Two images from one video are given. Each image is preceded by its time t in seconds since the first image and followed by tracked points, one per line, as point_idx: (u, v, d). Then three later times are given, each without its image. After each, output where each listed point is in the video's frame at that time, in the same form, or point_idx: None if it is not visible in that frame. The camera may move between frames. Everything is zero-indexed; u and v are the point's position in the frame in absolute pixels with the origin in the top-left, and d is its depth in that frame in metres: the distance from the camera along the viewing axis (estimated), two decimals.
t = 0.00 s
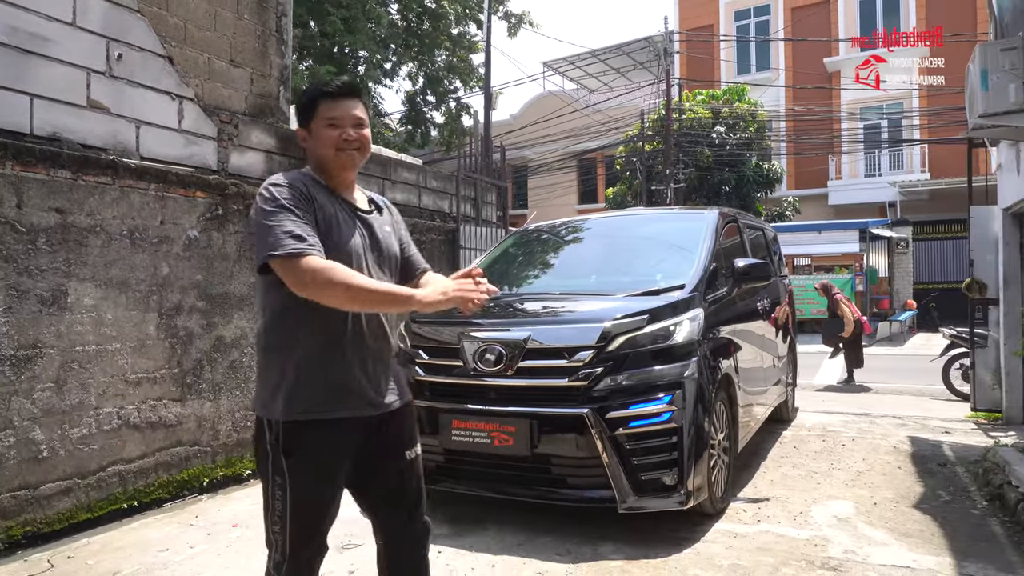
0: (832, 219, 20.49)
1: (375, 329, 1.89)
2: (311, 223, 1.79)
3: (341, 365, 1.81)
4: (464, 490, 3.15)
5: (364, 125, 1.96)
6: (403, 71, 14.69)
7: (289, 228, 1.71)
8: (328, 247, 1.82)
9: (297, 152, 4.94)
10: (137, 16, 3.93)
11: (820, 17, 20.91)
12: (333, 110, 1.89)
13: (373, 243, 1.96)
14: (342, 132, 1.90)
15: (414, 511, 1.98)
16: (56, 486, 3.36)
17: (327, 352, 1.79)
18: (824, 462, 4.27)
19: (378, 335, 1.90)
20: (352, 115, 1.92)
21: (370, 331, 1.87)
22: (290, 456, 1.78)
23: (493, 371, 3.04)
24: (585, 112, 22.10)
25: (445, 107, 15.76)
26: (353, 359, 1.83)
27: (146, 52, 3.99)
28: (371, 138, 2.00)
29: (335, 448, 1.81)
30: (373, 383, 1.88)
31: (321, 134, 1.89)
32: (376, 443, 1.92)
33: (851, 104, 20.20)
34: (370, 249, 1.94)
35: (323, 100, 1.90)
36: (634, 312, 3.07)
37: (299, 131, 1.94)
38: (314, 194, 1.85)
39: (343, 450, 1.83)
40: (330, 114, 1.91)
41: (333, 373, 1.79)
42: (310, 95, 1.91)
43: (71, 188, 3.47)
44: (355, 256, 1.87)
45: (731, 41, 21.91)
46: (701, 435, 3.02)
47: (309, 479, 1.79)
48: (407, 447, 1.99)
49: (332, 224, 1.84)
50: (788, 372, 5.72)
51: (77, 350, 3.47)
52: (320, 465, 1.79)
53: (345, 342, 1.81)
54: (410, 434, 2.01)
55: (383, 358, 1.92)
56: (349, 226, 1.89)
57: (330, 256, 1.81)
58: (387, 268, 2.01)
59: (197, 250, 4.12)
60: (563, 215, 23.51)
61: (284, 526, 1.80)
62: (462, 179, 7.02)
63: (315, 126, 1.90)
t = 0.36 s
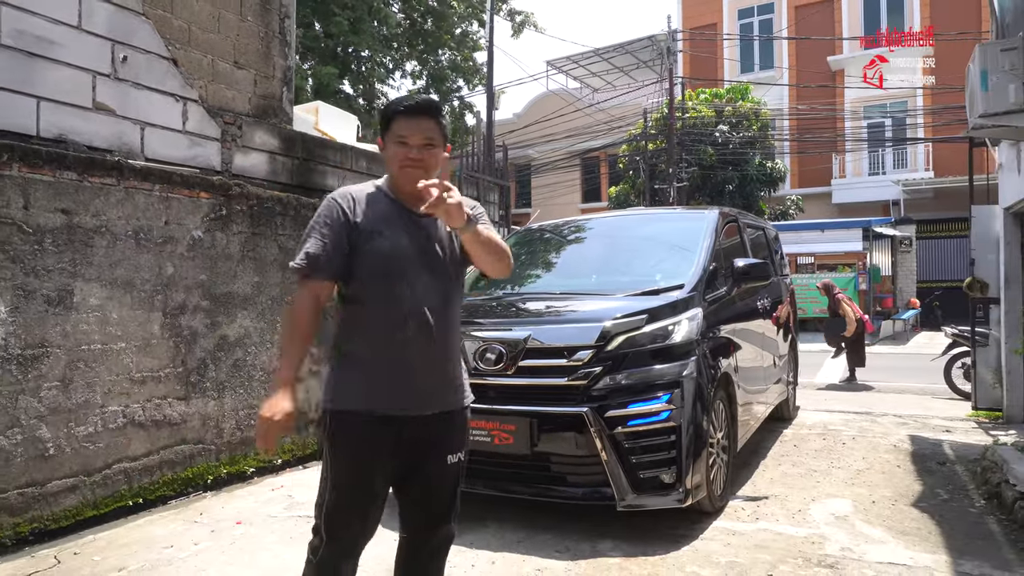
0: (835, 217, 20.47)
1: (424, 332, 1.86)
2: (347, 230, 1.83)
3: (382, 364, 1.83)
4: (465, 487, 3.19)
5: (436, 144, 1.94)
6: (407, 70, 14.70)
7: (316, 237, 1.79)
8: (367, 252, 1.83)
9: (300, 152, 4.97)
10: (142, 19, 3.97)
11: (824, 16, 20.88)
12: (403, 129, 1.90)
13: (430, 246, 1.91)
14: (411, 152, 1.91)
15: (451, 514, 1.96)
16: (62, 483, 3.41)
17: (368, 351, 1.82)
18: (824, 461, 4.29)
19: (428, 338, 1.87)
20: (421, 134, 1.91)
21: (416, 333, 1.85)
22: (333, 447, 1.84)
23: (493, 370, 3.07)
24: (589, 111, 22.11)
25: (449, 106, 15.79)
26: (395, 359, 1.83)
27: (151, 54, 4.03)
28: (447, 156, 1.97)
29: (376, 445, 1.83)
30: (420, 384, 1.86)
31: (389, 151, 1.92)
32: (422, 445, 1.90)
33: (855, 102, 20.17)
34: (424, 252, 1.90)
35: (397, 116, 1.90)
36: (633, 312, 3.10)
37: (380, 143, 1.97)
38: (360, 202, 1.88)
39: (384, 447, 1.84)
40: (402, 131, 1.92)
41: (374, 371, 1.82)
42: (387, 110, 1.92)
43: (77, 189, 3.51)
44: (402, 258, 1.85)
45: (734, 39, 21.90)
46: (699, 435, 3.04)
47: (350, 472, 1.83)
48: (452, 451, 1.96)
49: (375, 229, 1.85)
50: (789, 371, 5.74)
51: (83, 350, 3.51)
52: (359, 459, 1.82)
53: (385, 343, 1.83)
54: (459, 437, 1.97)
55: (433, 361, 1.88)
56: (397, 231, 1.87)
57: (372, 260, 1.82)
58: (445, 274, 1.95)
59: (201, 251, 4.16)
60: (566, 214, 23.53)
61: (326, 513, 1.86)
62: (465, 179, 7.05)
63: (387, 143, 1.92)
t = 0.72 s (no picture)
0: (839, 216, 20.42)
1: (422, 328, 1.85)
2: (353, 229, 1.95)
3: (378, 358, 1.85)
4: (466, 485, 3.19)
5: (449, 141, 1.93)
6: (410, 67, 14.70)
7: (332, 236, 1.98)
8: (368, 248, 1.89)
9: (302, 150, 4.98)
10: (144, 17, 3.98)
11: (828, 13, 20.82)
12: (416, 125, 1.92)
13: (433, 242, 1.87)
14: (418, 148, 1.91)
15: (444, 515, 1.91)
16: (65, 480, 3.42)
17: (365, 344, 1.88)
18: (826, 459, 4.28)
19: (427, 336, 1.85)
20: (434, 130, 1.91)
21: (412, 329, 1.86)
22: (332, 434, 1.90)
23: (494, 368, 3.07)
24: (592, 109, 22.09)
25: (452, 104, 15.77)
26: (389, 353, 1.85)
27: (153, 52, 4.03)
28: (460, 154, 1.96)
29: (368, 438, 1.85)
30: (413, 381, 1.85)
31: (402, 148, 1.93)
32: (416, 443, 1.88)
33: (859, 100, 20.11)
34: (426, 247, 1.87)
35: (409, 113, 1.93)
36: (634, 309, 3.10)
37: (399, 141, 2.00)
38: (371, 201, 1.96)
39: (379, 440, 1.86)
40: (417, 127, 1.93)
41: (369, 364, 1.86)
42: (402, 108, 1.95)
43: (79, 187, 3.52)
44: (400, 253, 1.86)
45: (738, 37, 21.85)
46: (699, 434, 3.04)
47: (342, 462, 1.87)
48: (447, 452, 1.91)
49: (378, 226, 1.90)
50: (792, 369, 5.73)
51: (85, 347, 3.52)
52: (352, 450, 1.86)
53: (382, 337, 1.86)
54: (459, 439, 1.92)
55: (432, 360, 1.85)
56: (396, 229, 1.88)
57: (372, 255, 1.88)
58: (449, 272, 1.88)
59: (203, 248, 4.16)
60: (570, 212, 23.53)
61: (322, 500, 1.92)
62: (467, 177, 7.06)
63: (400, 141, 1.95)
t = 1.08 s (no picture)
0: (844, 215, 20.37)
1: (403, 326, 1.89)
2: (325, 229, 1.94)
3: (360, 358, 1.89)
4: (469, 484, 3.17)
5: (417, 136, 1.98)
6: (414, 66, 14.73)
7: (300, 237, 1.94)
8: (345, 249, 1.91)
9: (306, 148, 4.97)
10: (147, 15, 3.97)
11: (833, 12, 20.75)
12: (385, 122, 1.96)
13: (411, 239, 1.91)
14: (388, 142, 1.95)
15: (436, 509, 1.95)
16: (67, 478, 3.41)
17: (345, 345, 1.90)
18: (832, 459, 4.25)
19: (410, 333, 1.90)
20: (403, 125, 1.96)
21: (394, 327, 1.89)
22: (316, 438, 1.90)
23: (497, 366, 3.06)
24: (596, 108, 22.09)
25: (456, 103, 15.78)
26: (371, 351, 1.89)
27: (157, 50, 4.03)
28: (427, 150, 2.01)
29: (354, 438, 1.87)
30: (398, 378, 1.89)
31: (371, 144, 1.97)
32: (403, 440, 1.91)
33: (864, 99, 20.04)
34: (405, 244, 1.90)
35: (377, 110, 1.97)
36: (639, 308, 3.07)
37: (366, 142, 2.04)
38: (343, 200, 1.97)
39: (368, 439, 1.89)
40: (385, 124, 1.98)
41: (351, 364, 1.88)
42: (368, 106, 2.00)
43: (83, 185, 3.51)
44: (379, 252, 1.89)
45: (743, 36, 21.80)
46: (705, 433, 3.01)
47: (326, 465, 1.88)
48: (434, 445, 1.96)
49: (353, 226, 1.92)
50: (797, 369, 5.71)
51: (88, 345, 3.51)
52: (337, 451, 1.88)
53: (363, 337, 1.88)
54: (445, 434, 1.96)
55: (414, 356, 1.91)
56: (373, 227, 1.91)
57: (350, 256, 1.90)
58: (430, 268, 1.93)
59: (206, 246, 4.15)
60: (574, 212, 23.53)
61: (309, 505, 1.92)
62: (471, 175, 7.05)
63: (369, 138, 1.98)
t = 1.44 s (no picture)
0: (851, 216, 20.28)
1: (365, 327, 2.02)
2: (284, 233, 1.99)
3: (325, 362, 1.99)
4: (477, 489, 3.14)
5: (371, 153, 2.09)
6: (419, 67, 14.74)
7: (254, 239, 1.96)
8: (307, 254, 1.99)
9: (312, 148, 4.95)
10: (154, 15, 3.95)
11: (840, 12, 20.67)
12: (342, 135, 2.05)
13: (366, 244, 2.05)
14: (346, 156, 2.06)
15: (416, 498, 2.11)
16: (73, 481, 3.39)
17: (310, 349, 1.99)
18: (843, 464, 4.21)
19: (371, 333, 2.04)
20: (360, 141, 2.06)
21: (356, 329, 2.01)
22: (293, 446, 2.00)
23: (506, 370, 3.02)
24: (602, 108, 22.05)
25: (461, 103, 15.81)
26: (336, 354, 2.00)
27: (163, 50, 4.00)
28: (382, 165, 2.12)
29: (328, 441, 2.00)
30: (364, 377, 2.03)
31: (327, 156, 2.06)
32: (371, 437, 2.06)
33: (871, 99, 19.96)
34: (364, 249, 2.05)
35: (335, 124, 2.06)
36: (650, 311, 3.03)
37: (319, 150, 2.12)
38: (299, 204, 2.04)
39: (342, 438, 2.02)
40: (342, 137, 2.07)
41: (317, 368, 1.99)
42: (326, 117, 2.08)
43: (88, 186, 3.48)
44: (340, 257, 2.01)
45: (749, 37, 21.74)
46: (716, 439, 2.98)
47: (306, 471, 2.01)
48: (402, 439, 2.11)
49: (312, 231, 2.01)
50: (806, 371, 5.67)
51: (93, 347, 3.49)
52: (313, 453, 2.00)
53: (328, 341, 1.99)
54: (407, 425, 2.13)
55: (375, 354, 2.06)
56: (330, 233, 2.02)
57: (312, 261, 1.99)
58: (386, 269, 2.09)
59: (212, 248, 4.13)
60: (579, 212, 23.49)
61: (294, 511, 2.03)
62: (477, 175, 7.02)
63: (325, 149, 2.07)
